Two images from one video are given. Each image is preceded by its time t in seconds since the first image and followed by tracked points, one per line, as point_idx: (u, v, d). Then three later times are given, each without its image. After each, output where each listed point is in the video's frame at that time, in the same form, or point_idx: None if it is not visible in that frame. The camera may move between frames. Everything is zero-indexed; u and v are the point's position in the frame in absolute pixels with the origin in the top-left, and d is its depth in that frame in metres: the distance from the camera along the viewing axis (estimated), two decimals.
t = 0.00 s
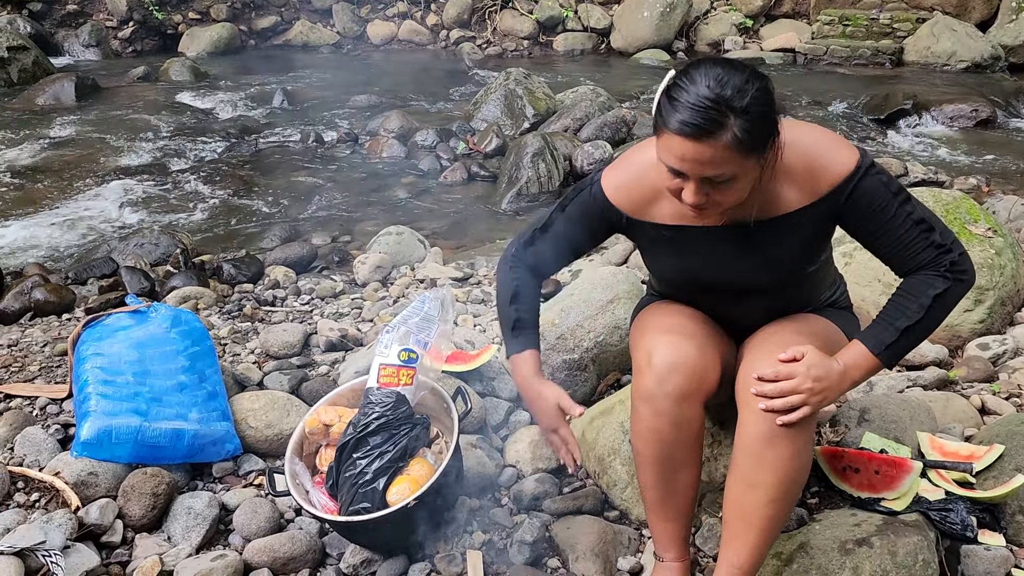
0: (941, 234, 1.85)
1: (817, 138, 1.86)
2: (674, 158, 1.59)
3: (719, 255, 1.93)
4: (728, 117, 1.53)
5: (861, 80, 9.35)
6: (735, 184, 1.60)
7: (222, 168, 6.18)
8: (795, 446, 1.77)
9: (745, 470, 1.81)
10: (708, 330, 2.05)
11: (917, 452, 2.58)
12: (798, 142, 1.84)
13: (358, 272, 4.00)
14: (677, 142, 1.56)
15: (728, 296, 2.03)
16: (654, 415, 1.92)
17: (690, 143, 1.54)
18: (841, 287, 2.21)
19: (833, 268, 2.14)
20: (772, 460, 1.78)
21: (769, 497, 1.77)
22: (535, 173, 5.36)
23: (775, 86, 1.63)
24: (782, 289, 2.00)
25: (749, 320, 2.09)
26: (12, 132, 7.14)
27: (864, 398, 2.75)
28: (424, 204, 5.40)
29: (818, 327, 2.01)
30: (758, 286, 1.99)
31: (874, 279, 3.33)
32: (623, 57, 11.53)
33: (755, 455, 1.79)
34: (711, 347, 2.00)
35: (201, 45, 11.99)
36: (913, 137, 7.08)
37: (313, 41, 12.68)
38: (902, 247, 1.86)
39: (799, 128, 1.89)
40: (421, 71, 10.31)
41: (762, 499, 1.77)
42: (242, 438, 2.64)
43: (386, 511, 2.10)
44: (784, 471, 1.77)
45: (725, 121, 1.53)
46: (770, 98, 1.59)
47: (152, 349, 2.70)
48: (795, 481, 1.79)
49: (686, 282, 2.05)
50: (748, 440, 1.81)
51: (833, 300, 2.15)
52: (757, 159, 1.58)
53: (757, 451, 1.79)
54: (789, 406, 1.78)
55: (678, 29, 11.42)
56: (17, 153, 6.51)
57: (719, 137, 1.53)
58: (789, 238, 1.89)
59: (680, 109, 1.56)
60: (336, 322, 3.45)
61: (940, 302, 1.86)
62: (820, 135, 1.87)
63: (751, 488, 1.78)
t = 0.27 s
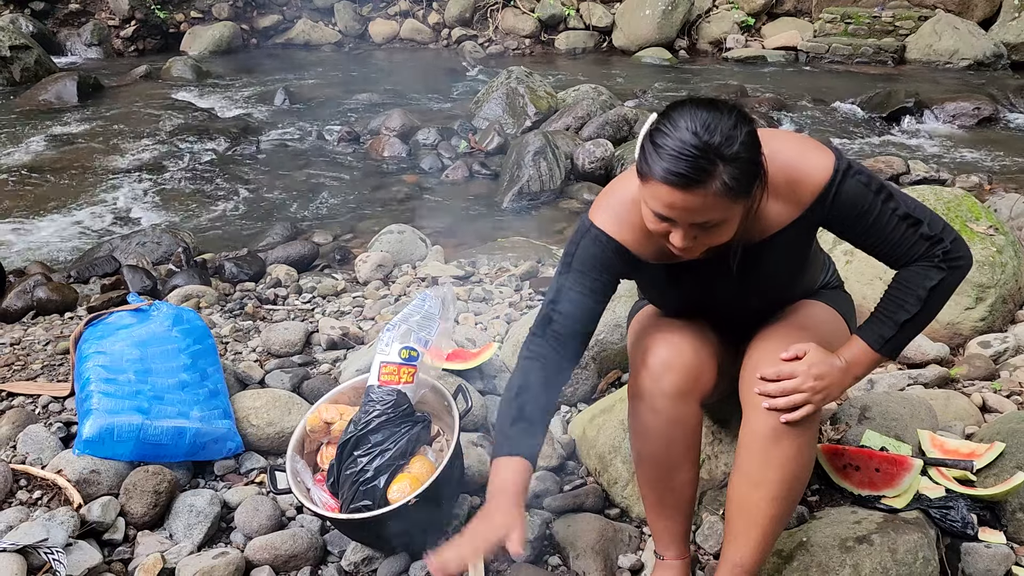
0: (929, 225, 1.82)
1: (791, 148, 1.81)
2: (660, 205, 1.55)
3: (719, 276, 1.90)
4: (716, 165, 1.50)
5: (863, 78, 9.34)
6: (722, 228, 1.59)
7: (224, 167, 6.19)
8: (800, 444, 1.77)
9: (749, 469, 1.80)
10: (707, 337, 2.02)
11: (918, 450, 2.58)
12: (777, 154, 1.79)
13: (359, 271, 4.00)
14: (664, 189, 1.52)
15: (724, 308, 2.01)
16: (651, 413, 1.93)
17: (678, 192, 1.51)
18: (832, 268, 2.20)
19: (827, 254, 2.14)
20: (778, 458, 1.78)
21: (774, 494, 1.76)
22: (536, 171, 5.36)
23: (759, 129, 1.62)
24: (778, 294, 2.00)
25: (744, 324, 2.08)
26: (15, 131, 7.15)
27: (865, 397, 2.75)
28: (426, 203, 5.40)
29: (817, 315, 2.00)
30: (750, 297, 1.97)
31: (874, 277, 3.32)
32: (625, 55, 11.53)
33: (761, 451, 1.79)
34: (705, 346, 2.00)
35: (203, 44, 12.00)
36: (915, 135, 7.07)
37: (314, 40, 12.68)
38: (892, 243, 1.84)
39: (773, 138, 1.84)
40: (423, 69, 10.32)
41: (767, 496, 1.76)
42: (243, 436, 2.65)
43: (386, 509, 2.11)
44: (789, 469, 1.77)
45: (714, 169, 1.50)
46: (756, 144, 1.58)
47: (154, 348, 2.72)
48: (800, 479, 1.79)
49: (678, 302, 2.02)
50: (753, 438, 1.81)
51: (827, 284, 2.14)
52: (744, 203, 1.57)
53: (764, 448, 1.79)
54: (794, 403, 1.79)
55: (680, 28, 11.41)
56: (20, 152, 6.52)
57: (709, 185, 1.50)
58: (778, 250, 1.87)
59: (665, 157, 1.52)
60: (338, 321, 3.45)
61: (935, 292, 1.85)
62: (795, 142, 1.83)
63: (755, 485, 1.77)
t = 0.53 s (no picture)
0: (929, 213, 1.81)
1: (788, 139, 1.81)
2: (670, 204, 1.55)
3: (722, 275, 1.92)
4: (726, 163, 1.50)
5: (867, 78, 9.32)
6: (733, 223, 1.59)
7: (227, 166, 6.20)
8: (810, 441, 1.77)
9: (756, 467, 1.81)
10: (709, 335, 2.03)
11: (921, 450, 2.58)
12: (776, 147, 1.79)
13: (362, 270, 4.01)
14: (673, 189, 1.52)
15: (727, 304, 2.03)
16: (655, 412, 1.93)
17: (688, 191, 1.51)
18: (834, 263, 2.21)
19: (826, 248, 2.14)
20: (786, 456, 1.78)
21: (781, 492, 1.77)
22: (539, 171, 5.37)
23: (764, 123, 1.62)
24: (780, 290, 2.01)
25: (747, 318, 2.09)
26: (20, 130, 7.17)
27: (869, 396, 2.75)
28: (429, 202, 5.41)
29: (820, 313, 2.01)
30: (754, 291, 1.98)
31: (878, 277, 3.32)
32: (628, 54, 11.52)
33: (770, 450, 1.79)
34: (707, 341, 2.00)
35: (207, 43, 12.02)
36: (919, 135, 7.06)
37: (318, 39, 12.68)
38: (891, 234, 1.83)
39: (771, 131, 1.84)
40: (426, 68, 10.32)
41: (775, 494, 1.77)
42: (247, 434, 2.65)
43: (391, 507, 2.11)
44: (797, 466, 1.78)
45: (723, 167, 1.50)
46: (762, 138, 1.58)
47: (159, 346, 2.73)
48: (808, 476, 1.80)
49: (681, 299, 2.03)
50: (760, 437, 1.82)
51: (827, 279, 2.15)
52: (752, 199, 1.58)
53: (771, 447, 1.79)
54: (803, 402, 1.79)
55: (683, 27, 11.41)
56: (24, 151, 6.54)
57: (719, 184, 1.50)
58: (780, 244, 1.87)
59: (674, 156, 1.52)
60: (342, 319, 3.46)
61: (935, 281, 1.85)
62: (792, 134, 1.83)
63: (763, 483, 1.78)
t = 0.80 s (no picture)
0: (930, 216, 1.80)
1: (785, 141, 1.81)
2: (663, 209, 1.55)
3: (723, 281, 1.91)
4: (716, 165, 1.50)
5: (869, 78, 9.31)
6: (728, 227, 1.58)
7: (228, 165, 6.20)
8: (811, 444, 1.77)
9: (756, 468, 1.80)
10: (715, 334, 2.01)
11: (923, 450, 2.57)
12: (773, 151, 1.79)
13: (363, 269, 4.01)
14: (666, 193, 1.52)
15: (730, 309, 2.02)
16: (660, 413, 1.92)
17: (681, 195, 1.51)
18: (840, 268, 2.20)
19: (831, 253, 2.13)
20: (787, 459, 1.78)
21: (781, 495, 1.76)
22: (541, 171, 5.37)
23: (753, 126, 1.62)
24: (784, 295, 2.00)
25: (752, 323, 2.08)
26: (21, 129, 7.17)
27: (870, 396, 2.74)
28: (431, 201, 5.41)
29: (825, 317, 2.00)
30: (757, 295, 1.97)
31: (879, 277, 3.32)
32: (630, 54, 11.51)
33: (771, 452, 1.79)
34: (714, 343, 2.00)
35: (209, 42, 12.01)
36: (922, 135, 7.05)
37: (319, 38, 12.69)
38: (892, 236, 1.82)
39: (767, 134, 1.84)
40: (427, 68, 10.32)
41: (775, 496, 1.76)
42: (248, 434, 2.65)
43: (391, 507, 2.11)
44: (799, 470, 1.77)
45: (714, 169, 1.50)
46: (753, 140, 1.58)
47: (159, 346, 2.72)
48: (809, 479, 1.79)
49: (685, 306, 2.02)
50: (762, 439, 1.81)
51: (834, 285, 2.14)
52: (747, 201, 1.57)
53: (773, 450, 1.79)
54: (806, 405, 1.78)
55: (685, 26, 11.40)
56: (25, 150, 6.54)
57: (711, 186, 1.50)
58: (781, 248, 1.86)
59: (665, 160, 1.52)
60: (342, 319, 3.46)
61: (937, 284, 1.84)
62: (789, 136, 1.83)
63: (762, 485, 1.77)
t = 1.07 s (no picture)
0: (933, 217, 1.80)
1: (783, 146, 1.81)
2: (656, 222, 1.57)
3: (726, 288, 1.92)
4: (705, 177, 1.51)
5: (869, 79, 9.32)
6: (723, 237, 1.60)
7: (229, 165, 6.20)
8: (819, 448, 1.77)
9: (763, 472, 1.81)
10: (720, 337, 2.01)
11: (923, 451, 2.57)
12: (772, 157, 1.80)
13: (364, 269, 4.01)
14: (658, 208, 1.54)
15: (736, 313, 2.01)
16: (667, 416, 1.92)
17: (672, 209, 1.53)
18: (843, 272, 2.19)
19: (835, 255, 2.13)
20: (795, 463, 1.79)
21: (788, 498, 1.77)
22: (541, 171, 5.36)
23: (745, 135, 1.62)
24: (789, 300, 2.00)
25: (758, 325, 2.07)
26: (22, 128, 7.17)
27: (871, 397, 2.73)
28: (431, 201, 5.41)
29: (831, 321, 2.00)
30: (761, 301, 1.97)
31: (879, 278, 3.31)
32: (630, 54, 11.52)
33: (780, 457, 1.79)
34: (722, 347, 1.99)
35: (209, 42, 12.02)
36: (922, 136, 7.05)
37: (320, 38, 12.70)
38: (896, 238, 1.82)
39: (765, 139, 1.84)
40: (428, 68, 10.32)
41: (781, 500, 1.77)
42: (248, 433, 2.65)
43: (390, 507, 2.11)
44: (806, 474, 1.78)
45: (703, 182, 1.51)
46: (745, 148, 1.59)
47: (160, 345, 2.72)
48: (816, 483, 1.80)
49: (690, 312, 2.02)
50: (770, 443, 1.81)
51: (839, 288, 2.13)
52: (740, 211, 1.58)
53: (781, 454, 1.79)
54: (816, 410, 1.78)
55: (685, 27, 11.40)
56: (25, 149, 6.54)
57: (701, 199, 1.51)
58: (783, 254, 1.87)
59: (656, 176, 1.54)
60: (343, 319, 3.45)
61: (942, 285, 1.83)
62: (789, 140, 1.83)
63: (769, 489, 1.78)
